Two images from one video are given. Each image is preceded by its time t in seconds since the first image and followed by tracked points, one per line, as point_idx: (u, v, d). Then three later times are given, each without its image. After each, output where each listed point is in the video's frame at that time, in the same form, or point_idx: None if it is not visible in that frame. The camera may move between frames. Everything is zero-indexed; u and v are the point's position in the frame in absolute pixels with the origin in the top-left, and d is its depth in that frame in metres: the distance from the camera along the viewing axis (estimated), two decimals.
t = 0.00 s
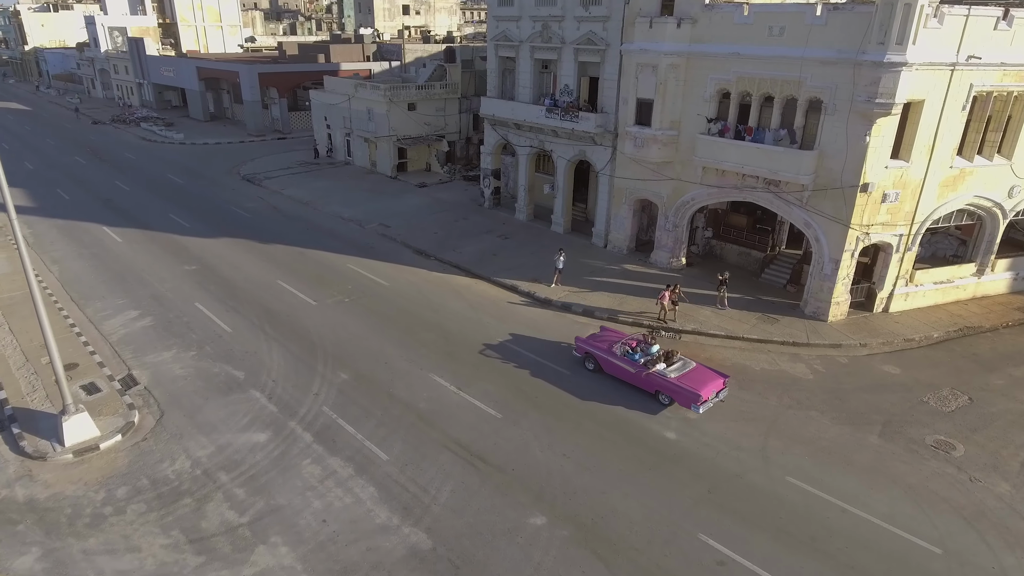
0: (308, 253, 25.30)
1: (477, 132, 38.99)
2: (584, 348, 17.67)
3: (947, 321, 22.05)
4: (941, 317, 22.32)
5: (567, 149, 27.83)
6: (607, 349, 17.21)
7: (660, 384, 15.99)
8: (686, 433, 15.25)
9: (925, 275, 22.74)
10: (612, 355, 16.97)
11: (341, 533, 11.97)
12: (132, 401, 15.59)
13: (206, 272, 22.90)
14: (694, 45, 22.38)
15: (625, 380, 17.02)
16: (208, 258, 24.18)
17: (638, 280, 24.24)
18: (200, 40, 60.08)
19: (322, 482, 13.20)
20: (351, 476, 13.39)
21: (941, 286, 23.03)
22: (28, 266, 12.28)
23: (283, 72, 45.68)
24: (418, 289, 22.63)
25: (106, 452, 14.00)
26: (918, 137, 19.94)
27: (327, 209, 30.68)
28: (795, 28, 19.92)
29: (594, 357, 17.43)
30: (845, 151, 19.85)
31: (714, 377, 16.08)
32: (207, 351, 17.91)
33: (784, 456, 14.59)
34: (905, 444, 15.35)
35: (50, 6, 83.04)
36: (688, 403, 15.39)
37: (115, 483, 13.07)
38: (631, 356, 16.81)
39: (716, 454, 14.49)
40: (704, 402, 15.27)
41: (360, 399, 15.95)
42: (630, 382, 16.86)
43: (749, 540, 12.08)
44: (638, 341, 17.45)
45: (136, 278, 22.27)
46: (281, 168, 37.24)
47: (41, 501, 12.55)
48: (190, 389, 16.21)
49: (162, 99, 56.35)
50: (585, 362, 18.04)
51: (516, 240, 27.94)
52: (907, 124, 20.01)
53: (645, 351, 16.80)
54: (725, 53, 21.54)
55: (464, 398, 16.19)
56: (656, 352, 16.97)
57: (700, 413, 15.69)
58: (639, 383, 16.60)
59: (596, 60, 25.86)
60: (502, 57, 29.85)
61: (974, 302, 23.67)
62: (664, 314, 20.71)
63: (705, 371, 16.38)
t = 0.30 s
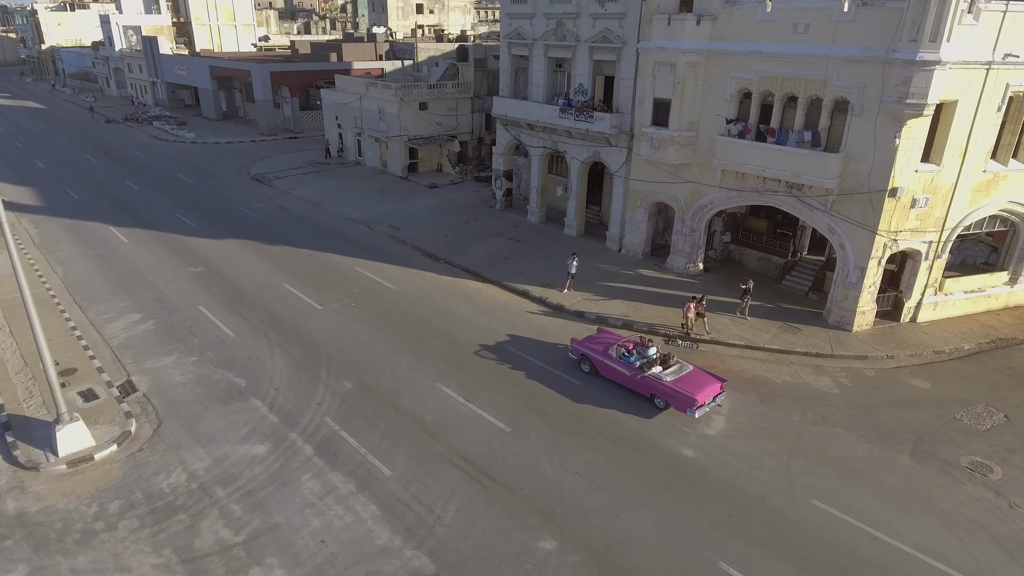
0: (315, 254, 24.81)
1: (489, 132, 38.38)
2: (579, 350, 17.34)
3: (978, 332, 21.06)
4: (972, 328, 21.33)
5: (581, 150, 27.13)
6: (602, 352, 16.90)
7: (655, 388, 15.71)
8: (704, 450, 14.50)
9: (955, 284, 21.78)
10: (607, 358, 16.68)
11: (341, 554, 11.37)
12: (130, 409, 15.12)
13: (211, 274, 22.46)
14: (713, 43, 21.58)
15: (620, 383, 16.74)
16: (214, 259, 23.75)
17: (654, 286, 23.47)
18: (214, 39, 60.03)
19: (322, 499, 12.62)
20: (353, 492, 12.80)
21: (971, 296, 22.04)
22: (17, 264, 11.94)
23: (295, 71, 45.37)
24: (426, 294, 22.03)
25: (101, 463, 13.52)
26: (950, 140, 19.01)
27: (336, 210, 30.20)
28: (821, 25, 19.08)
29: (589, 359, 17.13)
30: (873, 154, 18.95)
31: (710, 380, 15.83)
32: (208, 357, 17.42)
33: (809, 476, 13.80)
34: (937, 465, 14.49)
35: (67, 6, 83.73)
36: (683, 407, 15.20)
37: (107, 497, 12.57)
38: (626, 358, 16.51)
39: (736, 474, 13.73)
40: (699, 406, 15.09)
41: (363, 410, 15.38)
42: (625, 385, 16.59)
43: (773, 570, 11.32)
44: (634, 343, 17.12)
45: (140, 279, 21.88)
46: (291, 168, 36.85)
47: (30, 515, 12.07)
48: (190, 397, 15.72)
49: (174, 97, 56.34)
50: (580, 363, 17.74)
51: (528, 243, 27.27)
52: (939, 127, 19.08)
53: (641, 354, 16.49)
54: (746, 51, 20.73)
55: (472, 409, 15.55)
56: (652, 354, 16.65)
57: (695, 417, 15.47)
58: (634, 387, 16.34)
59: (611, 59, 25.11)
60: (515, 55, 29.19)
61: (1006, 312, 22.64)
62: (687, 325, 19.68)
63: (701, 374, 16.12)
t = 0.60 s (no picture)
0: (324, 257, 24.31)
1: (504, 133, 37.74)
2: (577, 352, 16.94)
3: (1016, 345, 20.00)
4: (1008, 340, 20.27)
5: (597, 151, 26.37)
6: (600, 354, 16.48)
7: (653, 392, 15.29)
8: (726, 471, 13.70)
9: (991, 294, 20.73)
10: (605, 360, 16.26)
11: None
12: (129, 418, 14.65)
13: (218, 276, 22.02)
14: (737, 41, 20.73)
15: (617, 386, 16.33)
16: (222, 261, 23.32)
17: (672, 293, 22.67)
18: (230, 38, 60.04)
19: (322, 518, 12.01)
20: (355, 511, 12.18)
21: (1008, 306, 20.97)
22: (8, 263, 11.72)
23: (309, 70, 45.10)
24: (436, 299, 21.41)
25: (96, 475, 13.04)
26: (989, 143, 18.01)
27: (347, 211, 29.70)
28: (852, 23, 18.17)
29: (586, 362, 16.73)
30: (906, 158, 17.99)
31: (709, 385, 15.40)
32: (211, 363, 16.93)
33: (838, 501, 12.95)
34: (977, 490, 13.56)
35: (86, 6, 84.46)
36: (681, 412, 14.77)
37: (101, 512, 12.07)
38: (624, 361, 16.09)
39: (760, 498, 12.92)
40: (698, 411, 14.64)
41: (368, 421, 14.78)
42: (622, 388, 16.18)
43: None
44: (633, 345, 16.70)
45: (147, 281, 21.49)
46: (303, 168, 36.48)
47: (20, 530, 11.59)
48: (191, 405, 15.22)
49: (190, 97, 56.40)
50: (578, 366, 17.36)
51: (542, 247, 26.56)
52: (977, 129, 18.10)
53: (639, 357, 16.09)
54: (772, 50, 19.85)
55: (482, 423, 14.88)
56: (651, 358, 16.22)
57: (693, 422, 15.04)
58: (631, 390, 15.92)
59: (630, 58, 24.30)
60: (531, 54, 28.49)
61: None
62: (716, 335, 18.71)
63: (700, 378, 15.68)
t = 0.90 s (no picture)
0: (334, 260, 23.71)
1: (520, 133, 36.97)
2: (575, 355, 16.63)
3: None
4: None
5: (616, 153, 25.50)
6: (598, 357, 16.11)
7: (650, 397, 14.87)
8: (753, 497, 12.80)
9: None
10: (602, 363, 15.90)
11: None
12: (126, 429, 14.07)
13: (225, 280, 21.47)
14: (766, 38, 19.76)
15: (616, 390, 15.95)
16: (230, 264, 22.79)
17: (694, 301, 21.72)
18: (246, 37, 59.91)
19: (322, 543, 11.31)
20: (357, 536, 11.46)
21: None
22: None
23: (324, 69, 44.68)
24: (447, 305, 20.69)
25: (89, 490, 12.46)
26: None
27: (359, 213, 29.09)
28: (890, 18, 17.13)
29: (584, 365, 16.40)
30: (947, 163, 16.93)
31: (709, 390, 14.92)
32: (214, 371, 16.34)
33: (877, 534, 11.99)
34: None
35: (106, 5, 85.08)
36: (678, 418, 14.32)
37: (91, 531, 11.47)
38: (621, 364, 15.71)
39: (791, 528, 12.01)
40: (696, 417, 14.19)
41: (373, 436, 14.07)
42: (621, 392, 15.79)
43: None
44: (632, 348, 16.30)
45: (153, 284, 21.00)
46: (316, 168, 35.99)
47: (6, 550, 11.01)
48: (191, 416, 14.62)
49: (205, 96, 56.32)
50: (576, 368, 17.02)
51: (558, 252, 25.74)
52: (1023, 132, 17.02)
53: (637, 360, 15.70)
54: (803, 48, 18.85)
55: (493, 440, 14.10)
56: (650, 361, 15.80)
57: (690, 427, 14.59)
58: (629, 394, 15.53)
59: (651, 56, 23.37)
60: (548, 52, 27.68)
61: None
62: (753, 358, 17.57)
63: (700, 383, 15.21)
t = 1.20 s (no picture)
0: (341, 263, 23.12)
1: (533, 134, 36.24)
2: (571, 357, 16.28)
3: None
4: None
5: (632, 155, 24.69)
6: (595, 360, 15.74)
7: (647, 401, 14.50)
8: (781, 525, 11.96)
9: None
10: (599, 366, 15.54)
11: None
12: (121, 441, 13.51)
13: (230, 283, 20.93)
14: (791, 36, 18.91)
15: (612, 393, 15.58)
16: (235, 267, 22.26)
17: (714, 310, 20.84)
18: (260, 36, 59.73)
19: (321, 569, 10.64)
20: (357, 562, 10.78)
21: None
22: None
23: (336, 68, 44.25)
24: (457, 312, 20.00)
25: (80, 507, 11.89)
26: None
27: (368, 214, 28.51)
28: (925, 14, 16.21)
29: (580, 367, 16.03)
30: (987, 168, 15.97)
31: (707, 395, 14.56)
32: (213, 380, 15.75)
33: (915, 568, 11.12)
34: None
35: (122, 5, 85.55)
36: (675, 424, 13.95)
37: (79, 552, 10.89)
38: (619, 368, 15.34)
39: (822, 560, 11.16)
40: (693, 423, 13.83)
41: (376, 452, 13.39)
42: (616, 396, 15.43)
43: None
44: (631, 352, 15.94)
45: (156, 287, 20.51)
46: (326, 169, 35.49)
47: None
48: (187, 428, 14.02)
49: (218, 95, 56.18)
50: (573, 371, 16.66)
51: (571, 256, 24.97)
52: None
53: (636, 364, 15.34)
54: (832, 46, 17.96)
55: (503, 458, 13.38)
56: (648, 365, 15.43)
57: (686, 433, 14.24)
58: (625, 398, 15.17)
59: (670, 54, 22.54)
60: (563, 51, 26.92)
61: None
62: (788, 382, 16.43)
63: (699, 389, 14.83)
